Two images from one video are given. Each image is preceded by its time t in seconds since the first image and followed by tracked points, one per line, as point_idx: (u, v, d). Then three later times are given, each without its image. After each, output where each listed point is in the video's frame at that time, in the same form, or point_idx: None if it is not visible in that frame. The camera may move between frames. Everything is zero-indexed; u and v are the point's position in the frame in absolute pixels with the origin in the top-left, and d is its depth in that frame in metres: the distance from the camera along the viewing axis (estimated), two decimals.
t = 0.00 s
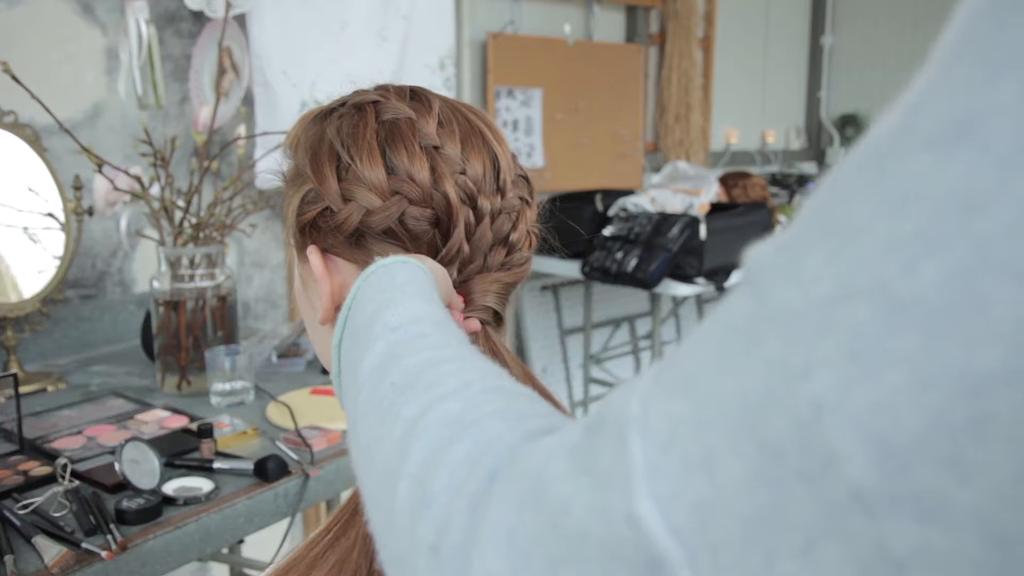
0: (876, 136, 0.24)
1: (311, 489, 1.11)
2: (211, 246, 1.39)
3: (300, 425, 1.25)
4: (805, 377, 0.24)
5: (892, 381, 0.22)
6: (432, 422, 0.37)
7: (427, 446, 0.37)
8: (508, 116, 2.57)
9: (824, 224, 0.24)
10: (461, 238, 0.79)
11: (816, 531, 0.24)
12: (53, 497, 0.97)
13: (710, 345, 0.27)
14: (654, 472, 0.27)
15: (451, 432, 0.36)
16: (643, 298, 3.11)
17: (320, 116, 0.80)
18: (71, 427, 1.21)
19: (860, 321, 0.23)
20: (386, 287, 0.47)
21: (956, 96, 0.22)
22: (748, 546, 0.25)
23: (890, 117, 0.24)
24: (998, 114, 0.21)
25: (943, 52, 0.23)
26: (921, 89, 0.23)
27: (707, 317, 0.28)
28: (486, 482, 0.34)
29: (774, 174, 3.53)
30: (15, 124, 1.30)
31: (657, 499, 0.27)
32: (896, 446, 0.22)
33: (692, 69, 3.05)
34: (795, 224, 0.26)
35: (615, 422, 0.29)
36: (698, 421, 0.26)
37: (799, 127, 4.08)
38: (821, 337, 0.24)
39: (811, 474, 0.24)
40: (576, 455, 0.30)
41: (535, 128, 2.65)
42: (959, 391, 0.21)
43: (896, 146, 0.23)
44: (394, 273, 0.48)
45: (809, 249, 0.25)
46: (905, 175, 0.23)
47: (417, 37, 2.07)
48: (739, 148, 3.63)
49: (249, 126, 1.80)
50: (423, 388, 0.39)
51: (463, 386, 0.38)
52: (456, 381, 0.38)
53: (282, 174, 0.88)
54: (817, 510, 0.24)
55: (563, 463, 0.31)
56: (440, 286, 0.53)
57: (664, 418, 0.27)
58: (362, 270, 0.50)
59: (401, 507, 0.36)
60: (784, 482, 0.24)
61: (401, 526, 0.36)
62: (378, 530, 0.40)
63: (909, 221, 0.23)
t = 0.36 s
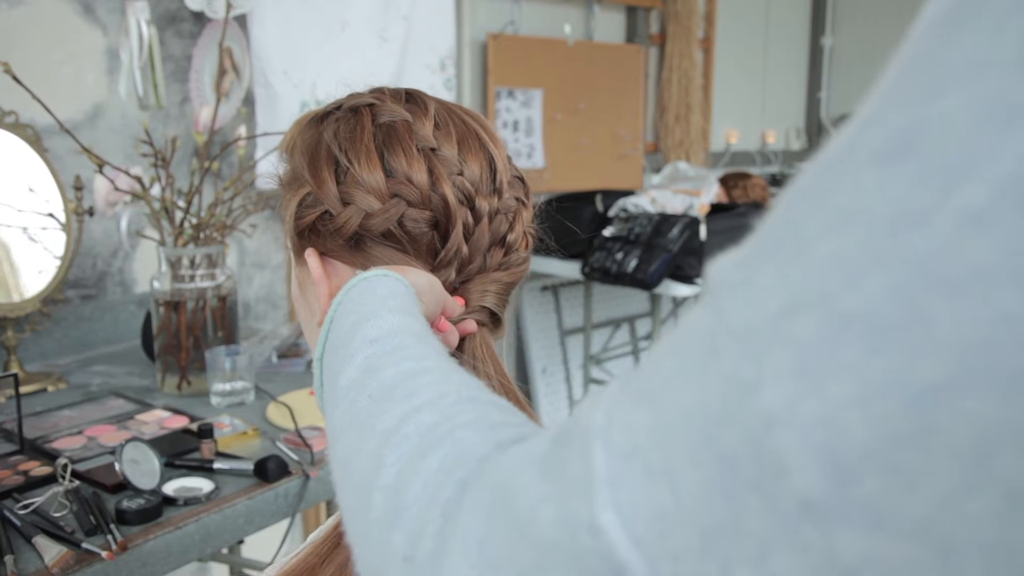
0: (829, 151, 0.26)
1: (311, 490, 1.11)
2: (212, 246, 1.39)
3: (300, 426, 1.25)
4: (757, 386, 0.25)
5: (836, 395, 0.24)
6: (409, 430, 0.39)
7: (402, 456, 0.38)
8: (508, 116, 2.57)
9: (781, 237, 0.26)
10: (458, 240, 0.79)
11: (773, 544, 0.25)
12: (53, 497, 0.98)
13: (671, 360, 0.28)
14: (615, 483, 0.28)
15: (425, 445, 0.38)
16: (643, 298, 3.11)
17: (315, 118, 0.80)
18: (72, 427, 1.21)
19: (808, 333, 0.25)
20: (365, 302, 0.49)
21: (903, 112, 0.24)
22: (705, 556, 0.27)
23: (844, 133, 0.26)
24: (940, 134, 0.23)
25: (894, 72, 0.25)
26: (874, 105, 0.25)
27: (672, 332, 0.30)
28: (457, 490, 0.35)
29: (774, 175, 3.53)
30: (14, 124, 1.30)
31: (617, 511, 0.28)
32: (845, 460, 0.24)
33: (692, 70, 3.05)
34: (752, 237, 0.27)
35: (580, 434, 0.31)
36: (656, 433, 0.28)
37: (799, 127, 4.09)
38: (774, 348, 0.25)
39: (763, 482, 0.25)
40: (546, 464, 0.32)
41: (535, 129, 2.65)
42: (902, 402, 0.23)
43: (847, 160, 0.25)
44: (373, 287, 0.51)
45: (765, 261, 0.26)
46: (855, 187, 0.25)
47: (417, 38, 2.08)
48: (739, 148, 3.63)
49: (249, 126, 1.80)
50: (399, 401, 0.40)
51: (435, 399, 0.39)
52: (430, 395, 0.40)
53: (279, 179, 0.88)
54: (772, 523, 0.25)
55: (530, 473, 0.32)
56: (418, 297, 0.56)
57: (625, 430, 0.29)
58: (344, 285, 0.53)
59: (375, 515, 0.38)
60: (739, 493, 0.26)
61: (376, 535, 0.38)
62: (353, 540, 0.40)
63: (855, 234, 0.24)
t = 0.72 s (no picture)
0: (846, 160, 0.25)
1: (312, 490, 1.11)
2: (212, 247, 1.39)
3: (301, 426, 1.25)
4: (780, 399, 0.25)
5: (863, 407, 0.24)
6: (414, 433, 0.39)
7: (409, 458, 0.38)
8: (508, 116, 2.57)
9: (800, 247, 0.26)
10: (461, 241, 0.79)
11: (797, 550, 0.25)
12: (54, 498, 0.97)
13: (684, 362, 0.28)
14: (638, 488, 0.28)
15: (430, 448, 0.38)
16: (643, 297, 3.11)
17: (318, 118, 0.80)
18: (74, 428, 1.21)
19: (831, 345, 0.25)
20: (357, 304, 0.49)
21: (926, 123, 0.23)
22: (731, 559, 0.26)
23: (860, 140, 0.26)
24: (963, 149, 0.23)
25: (909, 82, 0.24)
26: (887, 118, 0.24)
27: (685, 334, 0.30)
28: (470, 493, 0.35)
29: (775, 174, 3.53)
30: (15, 125, 1.30)
31: (642, 516, 0.28)
32: (872, 471, 0.24)
33: (693, 69, 3.04)
34: (768, 244, 0.27)
35: (597, 438, 0.31)
36: (675, 441, 0.28)
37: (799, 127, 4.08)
38: (796, 358, 0.25)
39: (789, 491, 0.25)
40: (562, 466, 0.32)
41: (536, 129, 2.65)
42: (928, 415, 0.23)
43: (866, 172, 0.25)
44: (364, 289, 0.51)
45: (782, 271, 0.26)
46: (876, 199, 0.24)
47: (417, 39, 2.08)
48: (740, 148, 3.63)
49: (249, 127, 1.80)
50: (400, 404, 0.40)
51: (439, 399, 0.40)
52: (432, 396, 0.40)
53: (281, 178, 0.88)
54: (798, 531, 0.25)
55: (547, 476, 0.32)
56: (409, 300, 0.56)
57: (646, 434, 0.29)
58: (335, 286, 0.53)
59: (383, 521, 0.38)
60: (766, 502, 0.26)
61: (385, 540, 0.37)
62: (361, 545, 0.40)
63: (876, 247, 0.24)
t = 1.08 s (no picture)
0: (807, 158, 0.26)
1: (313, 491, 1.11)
2: (213, 248, 1.39)
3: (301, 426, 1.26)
4: (739, 388, 0.26)
5: (819, 398, 0.25)
6: (385, 421, 0.39)
7: (379, 445, 0.38)
8: (508, 116, 2.57)
9: (765, 240, 0.26)
10: (452, 240, 0.79)
11: (754, 539, 0.26)
12: (56, 499, 0.98)
13: (651, 352, 0.29)
14: (601, 475, 0.29)
15: (401, 435, 0.38)
16: (644, 297, 3.11)
17: (311, 120, 0.81)
18: (75, 429, 1.21)
19: (791, 337, 0.25)
20: (337, 291, 0.49)
21: (883, 122, 0.24)
22: (693, 548, 0.27)
23: (820, 139, 0.27)
24: (919, 150, 0.24)
25: (872, 85, 0.25)
26: (850, 112, 0.26)
27: (652, 326, 0.30)
28: (439, 481, 0.35)
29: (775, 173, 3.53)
30: (15, 127, 1.30)
31: (603, 503, 0.28)
32: (825, 458, 0.25)
33: (693, 69, 3.04)
34: (735, 237, 0.28)
35: (563, 429, 0.31)
36: (639, 428, 0.28)
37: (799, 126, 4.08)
38: (754, 350, 0.26)
39: (745, 478, 0.26)
40: (528, 456, 0.32)
41: (536, 129, 2.65)
42: (886, 404, 0.24)
43: (826, 168, 0.25)
44: (343, 278, 0.51)
45: (750, 261, 0.27)
46: (836, 196, 0.25)
47: (417, 39, 2.08)
48: (740, 147, 3.63)
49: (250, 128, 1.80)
50: (372, 391, 0.40)
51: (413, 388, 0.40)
52: (404, 383, 0.40)
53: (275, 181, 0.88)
54: (754, 521, 0.26)
55: (514, 466, 0.32)
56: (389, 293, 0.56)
57: (611, 423, 0.29)
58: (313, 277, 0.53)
59: (354, 507, 0.38)
60: (725, 491, 0.26)
61: (356, 530, 0.38)
62: (334, 532, 0.41)
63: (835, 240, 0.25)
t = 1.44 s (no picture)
0: (765, 216, 0.26)
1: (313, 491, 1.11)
2: (212, 248, 1.39)
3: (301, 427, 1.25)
4: (710, 448, 0.25)
5: (781, 454, 0.24)
6: (388, 486, 0.38)
7: (384, 514, 0.38)
8: (508, 117, 2.57)
9: (723, 300, 0.26)
10: (451, 246, 0.79)
11: None
12: (56, 499, 0.98)
13: (635, 409, 0.28)
14: (587, 533, 0.29)
15: (403, 504, 0.37)
16: (644, 297, 3.11)
17: (315, 121, 0.81)
18: (75, 430, 1.21)
19: (752, 397, 0.25)
20: (326, 346, 0.49)
21: (827, 179, 0.24)
22: None
23: (779, 193, 0.26)
24: (864, 203, 0.23)
25: (818, 142, 0.25)
26: (802, 170, 0.25)
27: (632, 382, 0.30)
28: (444, 546, 0.35)
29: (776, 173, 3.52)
30: (15, 127, 1.30)
31: (592, 561, 0.29)
32: (791, 509, 0.24)
33: (693, 69, 3.04)
34: (695, 300, 0.27)
35: (555, 481, 0.31)
36: (621, 487, 0.28)
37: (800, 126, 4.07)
38: (722, 411, 0.25)
39: (718, 534, 0.25)
40: (522, 515, 0.32)
41: (536, 129, 2.65)
42: (840, 462, 0.23)
43: (779, 227, 0.25)
44: (330, 331, 0.50)
45: (714, 325, 0.26)
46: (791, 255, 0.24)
47: (417, 39, 2.08)
48: (741, 147, 3.63)
49: (249, 129, 1.80)
50: (370, 454, 0.40)
51: (407, 442, 0.40)
52: (402, 445, 0.39)
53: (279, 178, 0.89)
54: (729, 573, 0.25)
55: (509, 530, 0.32)
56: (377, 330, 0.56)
57: (598, 479, 0.29)
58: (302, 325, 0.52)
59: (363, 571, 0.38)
60: (700, 544, 0.26)
61: None
62: None
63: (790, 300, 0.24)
